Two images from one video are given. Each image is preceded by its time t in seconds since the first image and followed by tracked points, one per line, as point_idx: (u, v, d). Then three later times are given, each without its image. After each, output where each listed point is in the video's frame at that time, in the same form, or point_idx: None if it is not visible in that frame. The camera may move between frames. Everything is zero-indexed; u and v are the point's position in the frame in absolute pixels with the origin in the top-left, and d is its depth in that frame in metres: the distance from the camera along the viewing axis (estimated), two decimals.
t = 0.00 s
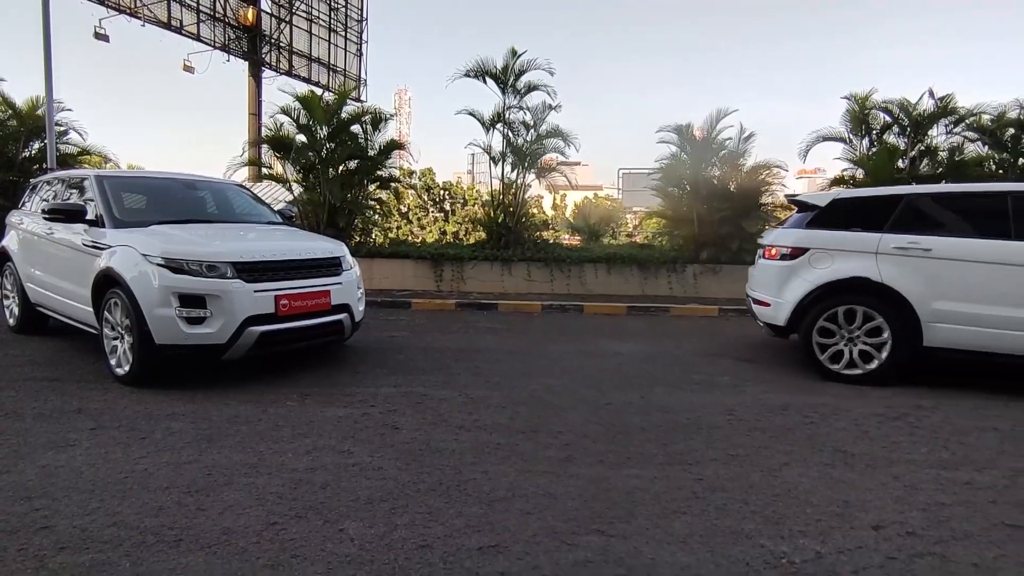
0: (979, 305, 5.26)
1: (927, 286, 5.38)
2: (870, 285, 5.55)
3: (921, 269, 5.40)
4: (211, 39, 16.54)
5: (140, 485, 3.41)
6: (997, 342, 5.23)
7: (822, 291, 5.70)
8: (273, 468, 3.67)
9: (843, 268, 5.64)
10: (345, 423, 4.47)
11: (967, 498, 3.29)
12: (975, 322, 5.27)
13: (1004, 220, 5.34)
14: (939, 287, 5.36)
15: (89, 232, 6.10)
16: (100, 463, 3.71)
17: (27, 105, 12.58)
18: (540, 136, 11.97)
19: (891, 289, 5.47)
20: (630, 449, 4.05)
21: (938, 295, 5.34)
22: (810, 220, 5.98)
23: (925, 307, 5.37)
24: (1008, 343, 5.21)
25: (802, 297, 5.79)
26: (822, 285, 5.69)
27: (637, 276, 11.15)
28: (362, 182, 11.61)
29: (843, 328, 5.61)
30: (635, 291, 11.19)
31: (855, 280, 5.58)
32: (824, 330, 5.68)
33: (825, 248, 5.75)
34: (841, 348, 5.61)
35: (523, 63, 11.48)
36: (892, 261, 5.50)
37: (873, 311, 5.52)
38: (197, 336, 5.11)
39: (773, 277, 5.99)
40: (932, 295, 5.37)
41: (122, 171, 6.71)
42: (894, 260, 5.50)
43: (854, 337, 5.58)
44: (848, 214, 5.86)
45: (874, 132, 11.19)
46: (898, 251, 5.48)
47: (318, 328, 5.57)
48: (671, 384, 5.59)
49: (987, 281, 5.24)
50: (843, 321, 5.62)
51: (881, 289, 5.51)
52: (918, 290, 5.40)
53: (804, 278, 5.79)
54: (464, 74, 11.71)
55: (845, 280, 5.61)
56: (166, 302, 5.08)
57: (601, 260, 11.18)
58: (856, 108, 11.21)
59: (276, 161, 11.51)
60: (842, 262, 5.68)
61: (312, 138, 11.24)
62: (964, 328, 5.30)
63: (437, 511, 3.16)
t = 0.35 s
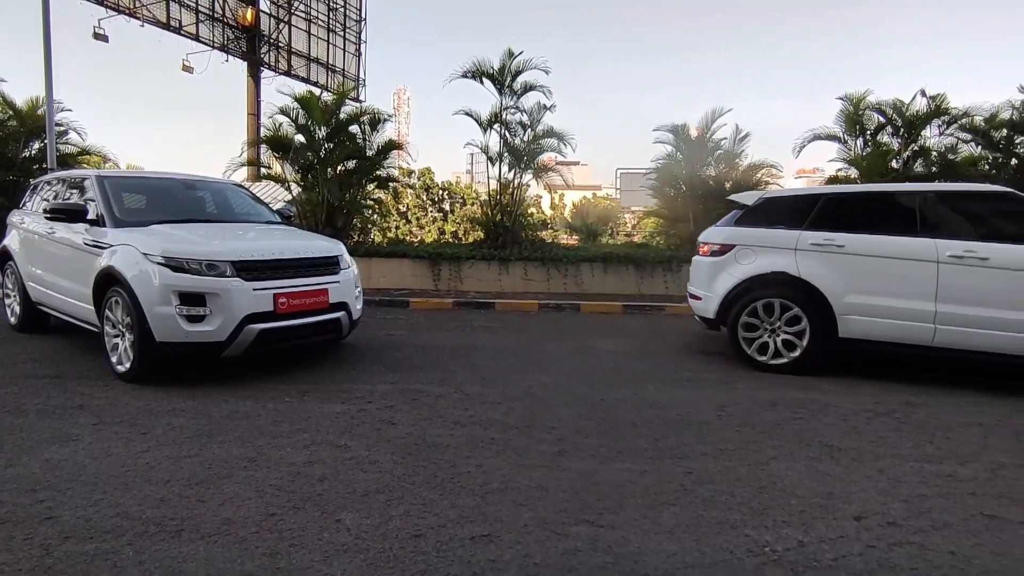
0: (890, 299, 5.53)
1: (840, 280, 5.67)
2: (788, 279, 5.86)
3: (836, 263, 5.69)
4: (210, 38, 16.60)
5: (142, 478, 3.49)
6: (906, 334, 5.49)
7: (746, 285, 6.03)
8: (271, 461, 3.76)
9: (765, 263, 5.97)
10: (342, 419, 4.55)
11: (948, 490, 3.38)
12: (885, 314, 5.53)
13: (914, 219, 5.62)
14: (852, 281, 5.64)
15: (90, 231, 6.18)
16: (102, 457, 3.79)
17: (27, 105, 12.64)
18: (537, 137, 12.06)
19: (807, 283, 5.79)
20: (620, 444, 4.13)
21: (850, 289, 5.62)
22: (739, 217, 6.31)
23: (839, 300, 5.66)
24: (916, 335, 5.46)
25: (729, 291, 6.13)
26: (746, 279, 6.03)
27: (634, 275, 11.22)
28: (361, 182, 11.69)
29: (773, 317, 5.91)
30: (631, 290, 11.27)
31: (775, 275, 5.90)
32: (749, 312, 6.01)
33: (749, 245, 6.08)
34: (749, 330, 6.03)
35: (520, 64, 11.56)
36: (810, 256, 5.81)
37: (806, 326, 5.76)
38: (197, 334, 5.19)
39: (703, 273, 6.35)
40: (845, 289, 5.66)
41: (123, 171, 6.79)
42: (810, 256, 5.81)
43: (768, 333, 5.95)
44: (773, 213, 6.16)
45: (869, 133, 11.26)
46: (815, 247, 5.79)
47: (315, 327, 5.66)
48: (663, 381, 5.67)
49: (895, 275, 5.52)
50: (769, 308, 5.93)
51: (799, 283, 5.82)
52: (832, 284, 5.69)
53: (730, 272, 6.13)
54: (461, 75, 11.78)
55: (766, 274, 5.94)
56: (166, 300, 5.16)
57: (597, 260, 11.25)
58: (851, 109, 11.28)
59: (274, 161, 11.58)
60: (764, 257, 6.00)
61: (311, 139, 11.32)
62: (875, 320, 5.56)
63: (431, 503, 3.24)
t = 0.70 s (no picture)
0: (814, 293, 5.85)
1: (768, 276, 6.00)
2: (721, 274, 6.19)
3: (765, 259, 6.03)
4: (209, 38, 16.65)
5: (146, 473, 3.56)
6: (829, 326, 5.82)
7: (683, 280, 6.36)
8: (273, 457, 3.82)
9: (700, 259, 6.30)
10: (343, 416, 4.62)
11: (936, 484, 3.45)
12: (810, 307, 5.86)
13: (838, 217, 5.96)
14: (782, 277, 5.96)
15: (92, 231, 6.23)
16: (106, 452, 3.86)
17: (27, 105, 12.67)
18: (535, 137, 12.12)
19: (739, 278, 6.12)
20: (616, 439, 4.21)
21: (777, 284, 5.95)
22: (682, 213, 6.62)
23: (768, 294, 5.98)
24: (838, 327, 5.79)
25: (670, 285, 6.46)
26: (682, 275, 6.36)
27: (631, 274, 11.30)
28: (360, 182, 11.75)
29: (713, 312, 6.20)
30: (628, 289, 11.36)
31: (709, 270, 6.23)
32: (689, 303, 6.31)
33: (687, 242, 6.41)
34: (684, 316, 6.36)
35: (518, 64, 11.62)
36: (742, 252, 6.14)
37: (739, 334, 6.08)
38: (199, 332, 5.25)
39: (647, 268, 6.67)
40: (774, 283, 5.97)
41: (124, 171, 6.85)
42: (741, 253, 6.15)
43: (701, 325, 6.30)
44: (711, 212, 6.49)
45: (864, 133, 11.34)
46: (746, 244, 6.13)
47: (315, 325, 5.72)
48: (659, 378, 5.75)
49: (820, 271, 5.84)
50: (710, 301, 6.22)
51: (730, 277, 6.15)
52: (761, 278, 6.02)
53: (669, 268, 6.46)
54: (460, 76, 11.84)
55: (700, 270, 6.27)
56: (168, 299, 5.22)
57: (595, 259, 11.32)
58: (846, 109, 11.36)
59: (274, 161, 11.63)
60: (701, 254, 6.33)
61: (310, 139, 11.37)
62: (800, 313, 5.89)
63: (430, 496, 3.31)
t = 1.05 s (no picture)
0: (753, 289, 6.10)
1: (711, 273, 6.25)
2: (666, 272, 6.42)
3: (706, 258, 6.27)
4: (208, 38, 16.69)
5: (151, 469, 3.61)
6: (766, 321, 6.07)
7: (631, 277, 6.57)
8: (275, 454, 3.87)
9: (646, 256, 6.53)
10: (344, 413, 4.68)
11: (927, 479, 3.51)
12: (748, 303, 6.11)
13: (776, 216, 6.20)
14: (722, 275, 6.21)
15: (94, 230, 6.28)
16: (111, 449, 3.91)
17: (27, 105, 12.71)
18: (533, 137, 12.20)
19: (682, 275, 6.36)
20: (613, 436, 4.27)
21: (718, 281, 6.20)
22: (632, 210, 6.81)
23: (709, 291, 6.24)
24: (774, 322, 6.04)
25: (619, 282, 6.69)
26: (630, 272, 6.58)
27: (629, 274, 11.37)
28: (359, 182, 11.79)
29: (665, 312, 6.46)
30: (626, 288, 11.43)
31: (655, 268, 6.46)
32: (634, 300, 6.58)
33: (635, 240, 6.62)
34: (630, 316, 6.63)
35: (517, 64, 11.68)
36: (685, 250, 6.37)
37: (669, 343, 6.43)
38: (201, 330, 5.30)
39: (597, 265, 6.88)
40: (715, 280, 6.23)
41: (125, 171, 6.89)
42: (685, 250, 6.37)
43: (649, 320, 6.58)
44: (658, 211, 6.70)
45: (861, 134, 11.39)
46: (688, 243, 6.36)
47: (316, 324, 5.77)
48: (655, 376, 5.81)
49: (757, 269, 6.09)
50: (655, 297, 6.51)
51: (675, 275, 6.38)
52: (703, 275, 6.27)
53: (618, 265, 6.67)
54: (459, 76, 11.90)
55: (646, 267, 6.50)
56: (171, 297, 5.27)
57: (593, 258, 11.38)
58: (843, 109, 11.41)
59: (273, 160, 11.68)
60: (646, 252, 6.55)
61: (310, 139, 11.43)
62: (739, 309, 6.15)
63: (430, 492, 3.36)
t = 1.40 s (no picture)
0: (701, 286, 6.42)
1: (662, 270, 6.57)
2: (621, 268, 6.75)
3: (658, 256, 6.59)
4: (206, 38, 16.73)
5: (157, 465, 3.67)
6: (714, 315, 6.39)
7: (587, 274, 6.93)
8: (278, 451, 3.93)
9: (603, 254, 6.87)
10: (346, 411, 4.73)
11: (920, 475, 3.58)
12: (697, 298, 6.43)
13: (723, 216, 6.51)
14: (672, 272, 6.53)
15: (97, 231, 6.32)
16: (117, 446, 3.97)
17: (27, 105, 12.73)
18: (531, 138, 12.26)
19: (636, 272, 6.68)
20: (611, 433, 4.33)
21: (668, 277, 6.52)
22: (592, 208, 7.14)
23: (661, 288, 6.56)
24: (721, 316, 6.36)
25: (578, 278, 7.03)
26: (588, 269, 6.92)
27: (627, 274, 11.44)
28: (358, 182, 11.84)
29: (621, 309, 6.76)
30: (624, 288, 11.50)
31: (609, 265, 6.80)
32: (599, 295, 6.87)
33: (593, 238, 6.97)
34: (588, 312, 6.95)
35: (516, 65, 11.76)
36: (639, 249, 6.70)
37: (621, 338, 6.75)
38: (204, 330, 5.36)
39: (559, 263, 7.23)
40: (666, 278, 6.55)
41: (127, 172, 6.93)
42: (638, 248, 6.70)
43: (605, 316, 6.89)
44: (615, 212, 7.04)
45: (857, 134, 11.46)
46: (642, 241, 6.68)
47: (317, 323, 5.83)
48: (654, 375, 5.88)
49: (704, 266, 6.40)
50: (610, 293, 6.83)
51: (628, 272, 6.71)
52: (655, 272, 6.59)
53: (576, 262, 7.03)
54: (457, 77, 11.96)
55: (602, 264, 6.84)
56: (174, 297, 5.32)
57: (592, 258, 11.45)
58: (840, 110, 11.48)
59: (273, 161, 11.72)
60: (603, 250, 6.89)
61: (310, 139, 11.49)
62: (689, 304, 6.47)
63: (433, 487, 3.42)
